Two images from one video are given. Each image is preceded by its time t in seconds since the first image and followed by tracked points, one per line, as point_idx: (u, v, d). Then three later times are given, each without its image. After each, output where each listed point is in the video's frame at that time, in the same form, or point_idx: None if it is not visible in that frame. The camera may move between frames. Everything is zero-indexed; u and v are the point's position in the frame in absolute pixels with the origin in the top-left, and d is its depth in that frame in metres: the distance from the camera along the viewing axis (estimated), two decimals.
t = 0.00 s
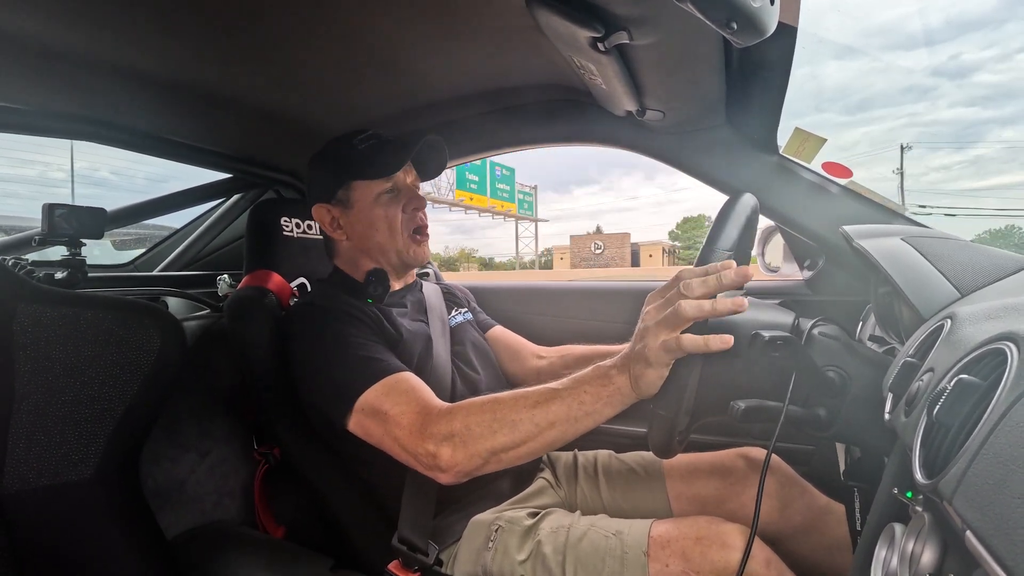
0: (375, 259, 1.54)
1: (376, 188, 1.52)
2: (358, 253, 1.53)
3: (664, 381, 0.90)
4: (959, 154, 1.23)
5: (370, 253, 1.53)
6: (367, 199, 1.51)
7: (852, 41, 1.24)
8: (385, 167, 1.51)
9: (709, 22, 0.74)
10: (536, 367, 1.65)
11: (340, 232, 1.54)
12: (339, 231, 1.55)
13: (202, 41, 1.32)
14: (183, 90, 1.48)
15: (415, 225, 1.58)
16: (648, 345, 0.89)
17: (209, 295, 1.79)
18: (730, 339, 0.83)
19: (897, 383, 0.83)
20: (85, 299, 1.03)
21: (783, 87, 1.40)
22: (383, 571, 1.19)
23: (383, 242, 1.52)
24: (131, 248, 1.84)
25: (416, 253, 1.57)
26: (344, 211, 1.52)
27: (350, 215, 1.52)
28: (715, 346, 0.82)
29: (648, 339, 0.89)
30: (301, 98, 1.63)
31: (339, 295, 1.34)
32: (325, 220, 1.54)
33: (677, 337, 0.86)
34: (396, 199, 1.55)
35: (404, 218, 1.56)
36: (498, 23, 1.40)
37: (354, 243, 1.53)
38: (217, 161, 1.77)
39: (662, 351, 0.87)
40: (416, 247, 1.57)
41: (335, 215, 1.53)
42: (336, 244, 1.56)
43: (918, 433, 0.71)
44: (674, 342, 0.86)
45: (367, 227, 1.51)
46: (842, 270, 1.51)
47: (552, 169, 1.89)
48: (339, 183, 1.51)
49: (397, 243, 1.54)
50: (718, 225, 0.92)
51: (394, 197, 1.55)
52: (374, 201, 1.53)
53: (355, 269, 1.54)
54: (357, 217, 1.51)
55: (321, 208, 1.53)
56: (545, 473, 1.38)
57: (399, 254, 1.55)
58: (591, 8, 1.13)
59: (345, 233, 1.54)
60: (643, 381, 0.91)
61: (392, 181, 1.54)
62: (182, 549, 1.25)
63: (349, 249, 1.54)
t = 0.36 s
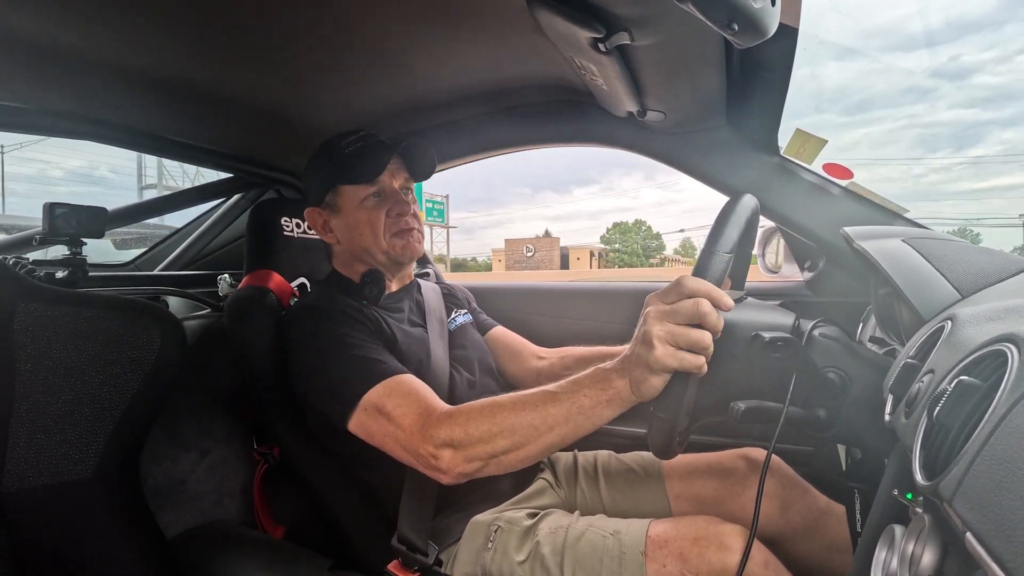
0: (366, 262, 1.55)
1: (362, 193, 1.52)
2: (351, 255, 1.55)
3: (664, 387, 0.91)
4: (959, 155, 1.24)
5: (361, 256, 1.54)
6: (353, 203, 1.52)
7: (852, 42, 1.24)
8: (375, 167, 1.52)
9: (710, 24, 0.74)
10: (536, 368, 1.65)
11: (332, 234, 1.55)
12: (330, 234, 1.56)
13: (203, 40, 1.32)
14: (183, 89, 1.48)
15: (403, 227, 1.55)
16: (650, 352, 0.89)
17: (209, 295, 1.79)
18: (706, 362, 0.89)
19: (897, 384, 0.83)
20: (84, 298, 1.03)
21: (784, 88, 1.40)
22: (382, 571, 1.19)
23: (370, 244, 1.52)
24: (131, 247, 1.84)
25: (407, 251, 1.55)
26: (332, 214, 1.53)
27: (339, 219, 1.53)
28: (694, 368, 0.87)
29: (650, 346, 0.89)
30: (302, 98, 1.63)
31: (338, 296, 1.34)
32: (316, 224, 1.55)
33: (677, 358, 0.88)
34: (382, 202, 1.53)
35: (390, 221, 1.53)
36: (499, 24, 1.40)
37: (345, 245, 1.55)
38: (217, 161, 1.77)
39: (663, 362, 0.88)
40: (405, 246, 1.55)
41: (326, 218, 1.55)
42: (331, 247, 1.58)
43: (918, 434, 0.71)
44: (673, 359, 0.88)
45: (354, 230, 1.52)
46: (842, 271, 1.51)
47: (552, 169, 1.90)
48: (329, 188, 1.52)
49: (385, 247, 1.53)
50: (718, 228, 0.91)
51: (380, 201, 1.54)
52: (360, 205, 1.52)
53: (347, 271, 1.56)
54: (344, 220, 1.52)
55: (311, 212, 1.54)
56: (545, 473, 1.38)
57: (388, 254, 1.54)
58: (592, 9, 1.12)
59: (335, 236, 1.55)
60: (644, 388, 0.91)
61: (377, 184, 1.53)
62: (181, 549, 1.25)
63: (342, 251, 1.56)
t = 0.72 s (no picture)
0: (373, 257, 1.53)
1: (379, 188, 1.52)
2: (357, 250, 1.53)
3: (663, 390, 0.90)
4: (959, 158, 1.21)
5: (369, 251, 1.52)
6: (368, 197, 1.51)
7: (853, 44, 1.24)
8: (384, 165, 1.52)
9: (711, 25, 0.74)
10: (536, 367, 1.65)
11: (341, 226, 1.54)
12: (339, 226, 1.55)
13: (203, 38, 1.32)
14: (183, 86, 1.48)
15: (415, 224, 1.56)
16: (648, 356, 0.89)
17: (208, 293, 1.79)
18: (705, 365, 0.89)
19: (897, 387, 0.83)
20: (85, 295, 1.03)
21: (784, 90, 1.40)
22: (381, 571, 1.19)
23: (382, 238, 1.51)
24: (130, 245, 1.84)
25: (415, 248, 1.55)
26: (343, 206, 1.53)
27: (351, 211, 1.52)
28: (692, 371, 0.87)
29: (647, 349, 0.89)
30: (302, 96, 1.62)
31: (337, 294, 1.33)
32: (326, 213, 1.54)
33: (675, 362, 0.88)
34: (397, 200, 1.54)
35: (403, 218, 1.54)
36: (500, 24, 1.40)
37: (354, 239, 1.53)
38: (217, 159, 1.77)
39: (662, 366, 0.88)
40: (414, 243, 1.55)
41: (336, 209, 1.53)
42: (336, 239, 1.56)
43: (917, 437, 0.71)
44: (672, 363, 0.88)
45: (366, 224, 1.51)
46: (842, 273, 1.50)
47: (553, 169, 1.90)
48: (343, 180, 1.51)
49: (396, 242, 1.53)
50: (718, 230, 0.91)
51: (396, 198, 1.54)
52: (374, 200, 1.52)
53: (352, 265, 1.53)
54: (356, 212, 1.51)
55: (324, 201, 1.53)
56: (544, 473, 1.38)
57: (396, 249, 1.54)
58: (593, 9, 1.12)
59: (344, 228, 1.54)
60: (642, 391, 0.92)
61: (396, 181, 1.54)
62: (180, 547, 1.25)
63: (348, 245, 1.54)
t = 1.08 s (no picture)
0: (389, 255, 1.53)
1: (399, 189, 1.53)
2: (373, 248, 1.52)
3: (666, 381, 0.90)
4: (959, 160, 1.21)
5: (386, 249, 1.52)
6: (388, 198, 1.51)
7: (854, 45, 1.24)
8: (385, 165, 1.51)
9: (714, 25, 0.74)
10: (534, 371, 1.64)
11: (357, 224, 1.51)
12: (354, 224, 1.52)
13: (206, 35, 1.32)
14: (186, 83, 1.48)
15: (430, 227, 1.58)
16: (653, 346, 0.89)
17: (209, 290, 1.79)
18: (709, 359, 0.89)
19: (897, 389, 0.83)
20: (86, 292, 1.03)
21: (786, 92, 1.40)
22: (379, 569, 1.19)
23: (399, 240, 1.51)
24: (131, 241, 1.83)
25: (428, 251, 1.56)
26: (361, 204, 1.51)
27: (371, 209, 1.50)
28: (696, 363, 0.87)
29: (651, 340, 0.89)
30: (305, 94, 1.63)
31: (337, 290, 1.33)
32: (341, 211, 1.51)
33: (681, 353, 0.88)
34: (417, 202, 1.56)
35: (422, 221, 1.56)
36: (503, 23, 1.40)
37: (370, 238, 1.51)
38: (219, 156, 1.77)
39: (667, 357, 0.88)
40: (429, 246, 1.56)
41: (353, 207, 1.51)
42: (347, 237, 1.52)
43: (916, 440, 0.71)
44: (677, 354, 0.88)
45: (386, 225, 1.51)
46: (842, 274, 1.51)
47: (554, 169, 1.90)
48: (363, 177, 1.50)
49: (414, 242, 1.53)
50: (721, 226, 0.92)
51: (415, 200, 1.55)
52: (393, 200, 1.52)
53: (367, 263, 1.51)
54: (375, 211, 1.50)
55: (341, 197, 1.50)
56: (542, 473, 1.38)
57: (411, 251, 1.54)
58: (596, 9, 1.12)
59: (359, 227, 1.51)
60: (646, 381, 0.91)
61: (415, 184, 1.55)
62: (179, 543, 1.25)
63: (363, 243, 1.52)
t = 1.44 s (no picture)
0: (402, 256, 1.51)
1: (417, 188, 1.52)
2: (388, 248, 1.50)
3: (664, 388, 0.90)
4: (959, 164, 1.23)
5: (401, 249, 1.50)
6: (409, 198, 1.50)
7: (855, 49, 1.25)
8: (382, 162, 1.48)
9: (716, 27, 0.74)
10: (536, 369, 1.64)
11: (375, 222, 1.49)
12: (371, 221, 1.49)
13: (207, 34, 1.32)
14: (187, 81, 1.48)
15: (440, 229, 1.58)
16: (650, 353, 0.89)
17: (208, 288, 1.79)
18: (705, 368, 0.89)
19: (897, 393, 0.83)
20: (84, 289, 1.03)
21: (787, 94, 1.40)
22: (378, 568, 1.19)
23: (416, 241, 1.51)
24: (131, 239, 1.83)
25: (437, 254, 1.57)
26: (383, 202, 1.49)
27: (391, 208, 1.49)
28: (692, 373, 0.88)
29: (649, 347, 0.89)
30: (305, 92, 1.62)
31: (339, 289, 1.34)
32: (360, 207, 1.48)
33: (678, 362, 0.88)
34: (431, 203, 1.55)
35: (434, 222, 1.56)
36: (504, 24, 1.40)
37: (386, 237, 1.50)
38: (219, 154, 1.77)
39: (664, 365, 0.88)
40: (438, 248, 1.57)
41: (372, 204, 1.49)
42: (361, 235, 1.49)
43: (914, 444, 0.71)
44: (674, 363, 0.88)
45: (404, 225, 1.50)
46: (842, 278, 1.51)
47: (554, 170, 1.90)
48: (382, 176, 1.48)
49: (428, 244, 1.53)
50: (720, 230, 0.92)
51: (429, 201, 1.55)
52: (412, 199, 1.51)
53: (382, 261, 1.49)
54: (395, 210, 1.49)
55: (363, 194, 1.47)
56: (541, 474, 1.38)
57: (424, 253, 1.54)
58: (597, 10, 1.12)
59: (376, 224, 1.49)
60: (643, 389, 0.92)
61: (429, 184, 1.55)
62: (178, 542, 1.25)
63: (377, 242, 1.49)
